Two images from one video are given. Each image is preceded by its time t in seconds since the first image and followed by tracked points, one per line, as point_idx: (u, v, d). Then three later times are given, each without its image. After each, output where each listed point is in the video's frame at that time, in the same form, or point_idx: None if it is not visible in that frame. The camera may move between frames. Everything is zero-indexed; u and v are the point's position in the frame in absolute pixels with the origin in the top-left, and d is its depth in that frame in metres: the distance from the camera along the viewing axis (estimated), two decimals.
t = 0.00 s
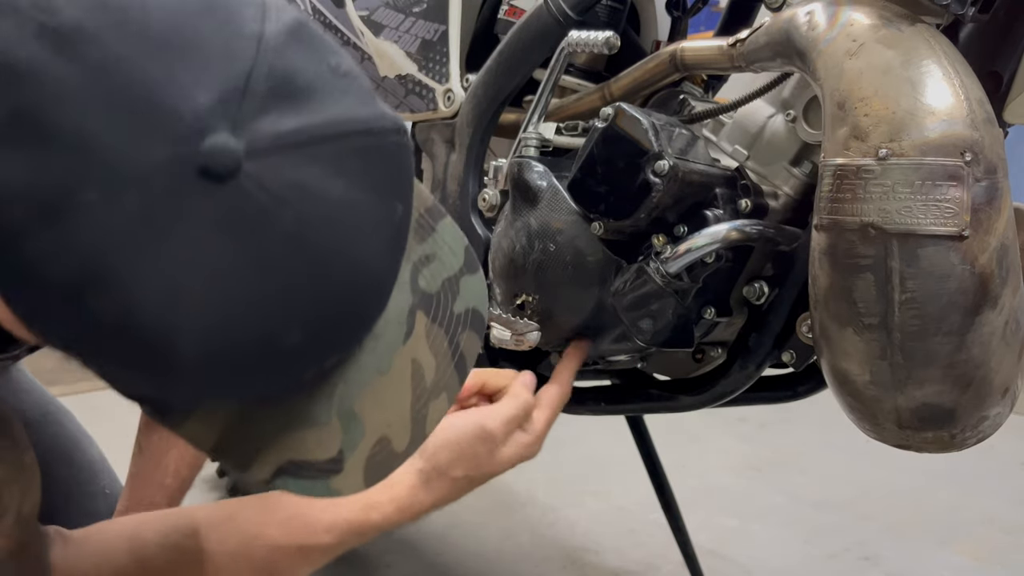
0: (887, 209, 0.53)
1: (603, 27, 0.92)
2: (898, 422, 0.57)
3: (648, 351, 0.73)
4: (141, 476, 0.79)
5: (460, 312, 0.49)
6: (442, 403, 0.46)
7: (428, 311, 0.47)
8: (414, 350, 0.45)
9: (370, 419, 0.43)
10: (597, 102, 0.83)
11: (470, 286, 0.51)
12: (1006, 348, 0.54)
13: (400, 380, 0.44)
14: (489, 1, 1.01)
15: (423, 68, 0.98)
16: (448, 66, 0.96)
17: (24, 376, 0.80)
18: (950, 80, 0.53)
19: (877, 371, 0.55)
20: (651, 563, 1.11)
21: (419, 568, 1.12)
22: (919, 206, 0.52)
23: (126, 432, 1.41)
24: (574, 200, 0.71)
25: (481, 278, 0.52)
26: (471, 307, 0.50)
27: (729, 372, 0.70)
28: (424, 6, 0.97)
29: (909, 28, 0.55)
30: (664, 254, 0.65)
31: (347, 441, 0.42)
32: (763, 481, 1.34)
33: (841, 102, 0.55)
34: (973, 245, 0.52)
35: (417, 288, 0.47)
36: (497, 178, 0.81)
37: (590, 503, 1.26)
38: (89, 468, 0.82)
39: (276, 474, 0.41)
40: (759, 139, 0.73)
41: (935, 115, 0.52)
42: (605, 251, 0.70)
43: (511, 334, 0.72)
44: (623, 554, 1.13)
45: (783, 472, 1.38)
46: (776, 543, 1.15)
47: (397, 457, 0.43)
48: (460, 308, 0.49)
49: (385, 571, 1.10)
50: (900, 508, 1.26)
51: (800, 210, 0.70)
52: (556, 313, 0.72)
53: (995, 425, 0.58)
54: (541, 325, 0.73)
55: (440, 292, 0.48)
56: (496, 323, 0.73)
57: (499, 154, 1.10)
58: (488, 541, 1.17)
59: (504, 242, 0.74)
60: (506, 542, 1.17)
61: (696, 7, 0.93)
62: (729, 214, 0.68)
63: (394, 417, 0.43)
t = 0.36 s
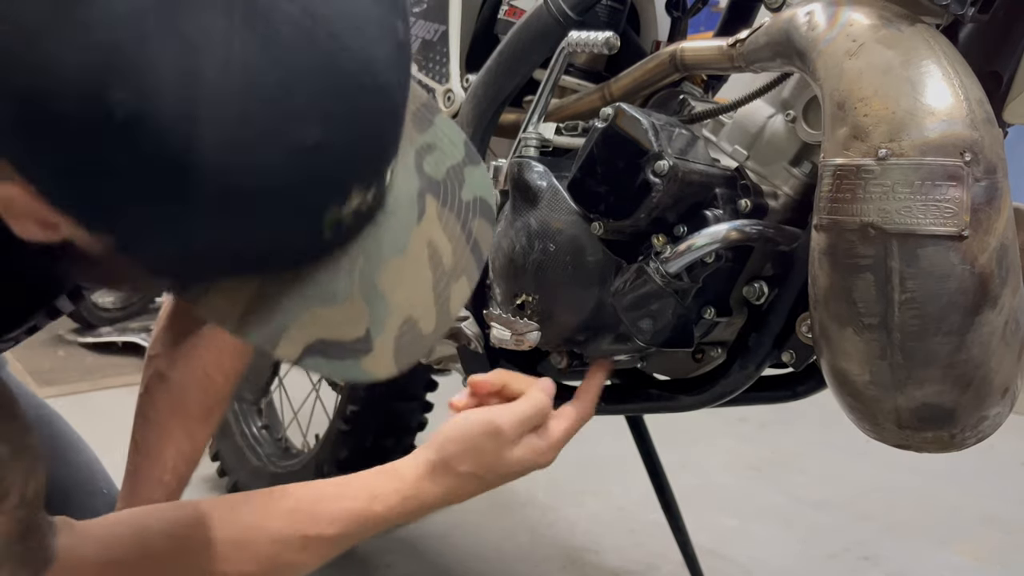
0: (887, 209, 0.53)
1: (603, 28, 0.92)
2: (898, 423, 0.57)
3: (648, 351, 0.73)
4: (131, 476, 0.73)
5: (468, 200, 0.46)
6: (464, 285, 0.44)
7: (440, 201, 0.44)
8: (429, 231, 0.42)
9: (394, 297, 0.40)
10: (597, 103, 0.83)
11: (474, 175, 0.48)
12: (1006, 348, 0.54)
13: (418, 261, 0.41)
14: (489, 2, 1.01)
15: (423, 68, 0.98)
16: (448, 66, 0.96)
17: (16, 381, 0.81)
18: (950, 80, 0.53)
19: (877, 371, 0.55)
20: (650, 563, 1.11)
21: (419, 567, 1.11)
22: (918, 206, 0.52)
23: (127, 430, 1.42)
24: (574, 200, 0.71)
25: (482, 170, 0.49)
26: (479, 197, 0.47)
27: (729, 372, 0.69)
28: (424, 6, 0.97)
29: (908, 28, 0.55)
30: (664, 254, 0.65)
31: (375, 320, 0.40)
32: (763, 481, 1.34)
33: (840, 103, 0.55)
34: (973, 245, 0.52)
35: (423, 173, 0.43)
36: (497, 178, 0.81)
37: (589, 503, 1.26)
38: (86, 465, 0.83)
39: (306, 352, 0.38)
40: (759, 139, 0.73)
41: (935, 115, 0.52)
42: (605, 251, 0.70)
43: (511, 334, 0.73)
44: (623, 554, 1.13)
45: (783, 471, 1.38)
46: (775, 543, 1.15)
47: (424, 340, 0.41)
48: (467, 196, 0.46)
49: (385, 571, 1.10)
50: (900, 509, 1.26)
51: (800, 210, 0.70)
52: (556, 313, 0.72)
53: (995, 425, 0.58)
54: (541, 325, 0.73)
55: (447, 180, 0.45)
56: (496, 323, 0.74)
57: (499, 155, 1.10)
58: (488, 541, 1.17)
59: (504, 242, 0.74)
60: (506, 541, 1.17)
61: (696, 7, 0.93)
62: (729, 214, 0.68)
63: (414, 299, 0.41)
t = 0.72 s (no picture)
0: (887, 209, 0.53)
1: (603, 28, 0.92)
2: (897, 422, 0.57)
3: (648, 351, 0.73)
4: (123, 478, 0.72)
5: (447, 80, 0.45)
6: (453, 148, 0.44)
7: (423, 74, 0.42)
8: (414, 94, 0.42)
9: (389, 151, 0.41)
10: (597, 103, 0.83)
11: (450, 64, 0.46)
12: (1006, 348, 0.54)
13: (407, 121, 0.41)
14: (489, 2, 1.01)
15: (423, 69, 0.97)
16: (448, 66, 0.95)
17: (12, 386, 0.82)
18: (949, 80, 0.53)
19: (876, 371, 0.55)
20: (651, 563, 1.11)
21: (420, 567, 1.11)
22: (918, 206, 0.52)
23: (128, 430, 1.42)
24: (574, 200, 0.71)
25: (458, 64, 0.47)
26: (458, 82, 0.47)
27: (729, 372, 0.69)
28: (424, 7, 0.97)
29: (908, 29, 0.55)
30: (664, 254, 0.65)
31: (369, 162, 0.40)
32: (763, 481, 1.34)
33: (840, 103, 0.55)
34: (972, 245, 0.52)
35: (403, 48, 0.42)
36: (497, 178, 0.81)
37: (589, 503, 1.26)
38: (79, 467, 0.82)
39: (306, 181, 0.39)
40: (759, 139, 0.73)
41: (935, 115, 0.52)
42: (606, 251, 0.70)
43: (511, 334, 0.73)
44: (622, 554, 1.13)
45: (783, 471, 1.38)
46: (776, 543, 1.15)
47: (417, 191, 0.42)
48: (447, 76, 0.45)
49: (385, 571, 1.10)
50: (900, 509, 1.26)
51: (800, 210, 0.70)
52: (556, 313, 0.72)
53: (994, 425, 0.58)
54: (541, 325, 0.74)
55: (424, 58, 0.43)
56: (496, 323, 0.75)
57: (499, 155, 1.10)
58: (488, 541, 1.17)
59: (504, 242, 0.74)
60: (506, 541, 1.17)
61: (696, 7, 0.93)
62: (729, 214, 0.68)
63: (407, 156, 0.41)
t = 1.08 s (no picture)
0: (886, 209, 0.53)
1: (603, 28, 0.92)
2: (897, 422, 0.57)
3: (647, 351, 0.73)
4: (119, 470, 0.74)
5: None
6: None
7: None
8: None
9: None
10: (597, 103, 0.83)
11: None
12: (1005, 348, 0.55)
13: None
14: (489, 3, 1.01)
15: (423, 69, 0.97)
16: (449, 67, 0.94)
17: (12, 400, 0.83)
18: (948, 81, 0.53)
19: (876, 371, 0.55)
20: (650, 563, 1.11)
21: (420, 566, 1.11)
22: (917, 206, 0.52)
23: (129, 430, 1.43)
24: (574, 200, 0.71)
25: None
26: None
27: (728, 371, 0.69)
28: (424, 7, 0.97)
29: (907, 29, 0.55)
30: (663, 254, 0.65)
31: None
32: (762, 480, 1.34)
33: (839, 103, 0.55)
34: (971, 246, 0.52)
35: None
36: (497, 178, 0.81)
37: (589, 503, 1.26)
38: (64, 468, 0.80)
39: None
40: (758, 139, 0.73)
41: (934, 116, 0.52)
42: (606, 251, 0.70)
43: (511, 334, 0.73)
44: (622, 554, 1.13)
45: (783, 471, 1.38)
46: (776, 543, 1.15)
47: None
48: None
49: (385, 571, 1.10)
50: (899, 509, 1.26)
51: (800, 210, 0.70)
52: (557, 313, 0.72)
53: (993, 424, 0.58)
54: (541, 325, 0.74)
55: None
56: (496, 323, 0.75)
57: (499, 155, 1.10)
58: (488, 541, 1.16)
59: (504, 242, 0.75)
60: (506, 541, 1.17)
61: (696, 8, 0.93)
62: (728, 214, 0.68)
63: None
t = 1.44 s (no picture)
0: (885, 209, 0.53)
1: (603, 29, 0.92)
2: (897, 422, 0.57)
3: (648, 351, 0.73)
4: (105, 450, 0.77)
5: None
6: None
7: None
8: None
9: None
10: (597, 104, 0.83)
11: None
12: (1005, 349, 0.55)
13: None
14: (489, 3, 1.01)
15: (423, 69, 0.97)
16: (449, 67, 0.95)
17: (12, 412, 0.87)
18: (948, 81, 0.53)
19: (875, 371, 0.55)
20: (650, 563, 1.11)
21: (420, 566, 1.11)
22: (917, 206, 0.52)
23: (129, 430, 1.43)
24: (573, 200, 0.71)
25: None
26: None
27: (728, 371, 0.69)
28: (425, 7, 0.97)
29: (906, 30, 0.55)
30: (663, 254, 0.65)
31: None
32: (762, 480, 1.34)
33: (839, 103, 0.55)
34: (971, 246, 0.52)
35: None
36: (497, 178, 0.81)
37: (589, 503, 1.26)
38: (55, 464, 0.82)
39: None
40: (758, 139, 0.73)
41: (934, 116, 0.52)
42: (605, 251, 0.70)
43: (511, 333, 0.73)
44: (622, 554, 1.13)
45: (783, 471, 1.38)
46: (776, 543, 1.15)
47: None
48: None
49: (385, 571, 1.09)
50: (899, 509, 1.26)
51: (799, 211, 0.71)
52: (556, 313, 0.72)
53: (993, 424, 0.58)
54: (541, 325, 0.74)
55: None
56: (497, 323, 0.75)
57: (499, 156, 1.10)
58: (488, 541, 1.16)
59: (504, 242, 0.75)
60: (506, 541, 1.17)
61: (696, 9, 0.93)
62: (728, 214, 0.68)
63: None
